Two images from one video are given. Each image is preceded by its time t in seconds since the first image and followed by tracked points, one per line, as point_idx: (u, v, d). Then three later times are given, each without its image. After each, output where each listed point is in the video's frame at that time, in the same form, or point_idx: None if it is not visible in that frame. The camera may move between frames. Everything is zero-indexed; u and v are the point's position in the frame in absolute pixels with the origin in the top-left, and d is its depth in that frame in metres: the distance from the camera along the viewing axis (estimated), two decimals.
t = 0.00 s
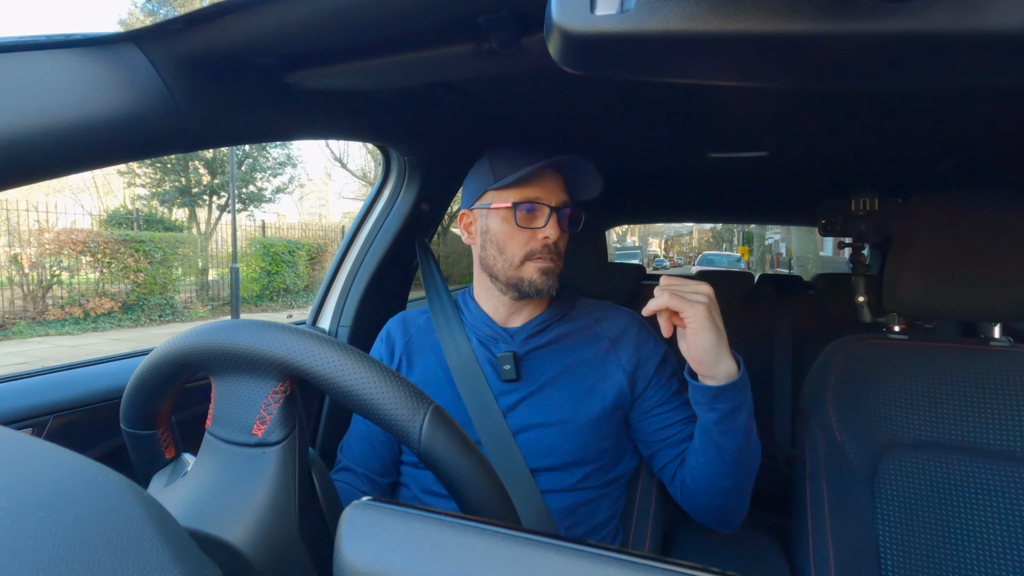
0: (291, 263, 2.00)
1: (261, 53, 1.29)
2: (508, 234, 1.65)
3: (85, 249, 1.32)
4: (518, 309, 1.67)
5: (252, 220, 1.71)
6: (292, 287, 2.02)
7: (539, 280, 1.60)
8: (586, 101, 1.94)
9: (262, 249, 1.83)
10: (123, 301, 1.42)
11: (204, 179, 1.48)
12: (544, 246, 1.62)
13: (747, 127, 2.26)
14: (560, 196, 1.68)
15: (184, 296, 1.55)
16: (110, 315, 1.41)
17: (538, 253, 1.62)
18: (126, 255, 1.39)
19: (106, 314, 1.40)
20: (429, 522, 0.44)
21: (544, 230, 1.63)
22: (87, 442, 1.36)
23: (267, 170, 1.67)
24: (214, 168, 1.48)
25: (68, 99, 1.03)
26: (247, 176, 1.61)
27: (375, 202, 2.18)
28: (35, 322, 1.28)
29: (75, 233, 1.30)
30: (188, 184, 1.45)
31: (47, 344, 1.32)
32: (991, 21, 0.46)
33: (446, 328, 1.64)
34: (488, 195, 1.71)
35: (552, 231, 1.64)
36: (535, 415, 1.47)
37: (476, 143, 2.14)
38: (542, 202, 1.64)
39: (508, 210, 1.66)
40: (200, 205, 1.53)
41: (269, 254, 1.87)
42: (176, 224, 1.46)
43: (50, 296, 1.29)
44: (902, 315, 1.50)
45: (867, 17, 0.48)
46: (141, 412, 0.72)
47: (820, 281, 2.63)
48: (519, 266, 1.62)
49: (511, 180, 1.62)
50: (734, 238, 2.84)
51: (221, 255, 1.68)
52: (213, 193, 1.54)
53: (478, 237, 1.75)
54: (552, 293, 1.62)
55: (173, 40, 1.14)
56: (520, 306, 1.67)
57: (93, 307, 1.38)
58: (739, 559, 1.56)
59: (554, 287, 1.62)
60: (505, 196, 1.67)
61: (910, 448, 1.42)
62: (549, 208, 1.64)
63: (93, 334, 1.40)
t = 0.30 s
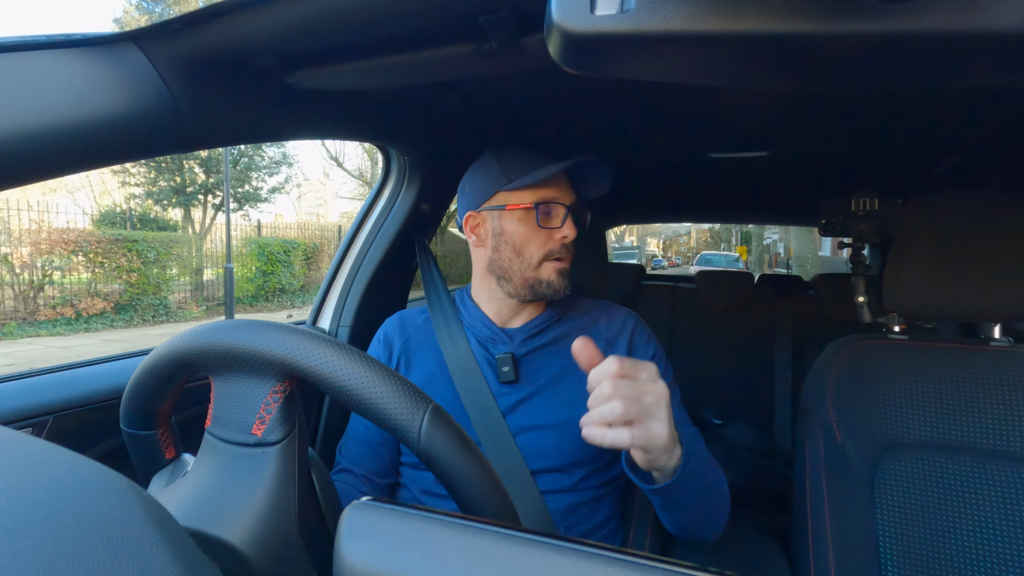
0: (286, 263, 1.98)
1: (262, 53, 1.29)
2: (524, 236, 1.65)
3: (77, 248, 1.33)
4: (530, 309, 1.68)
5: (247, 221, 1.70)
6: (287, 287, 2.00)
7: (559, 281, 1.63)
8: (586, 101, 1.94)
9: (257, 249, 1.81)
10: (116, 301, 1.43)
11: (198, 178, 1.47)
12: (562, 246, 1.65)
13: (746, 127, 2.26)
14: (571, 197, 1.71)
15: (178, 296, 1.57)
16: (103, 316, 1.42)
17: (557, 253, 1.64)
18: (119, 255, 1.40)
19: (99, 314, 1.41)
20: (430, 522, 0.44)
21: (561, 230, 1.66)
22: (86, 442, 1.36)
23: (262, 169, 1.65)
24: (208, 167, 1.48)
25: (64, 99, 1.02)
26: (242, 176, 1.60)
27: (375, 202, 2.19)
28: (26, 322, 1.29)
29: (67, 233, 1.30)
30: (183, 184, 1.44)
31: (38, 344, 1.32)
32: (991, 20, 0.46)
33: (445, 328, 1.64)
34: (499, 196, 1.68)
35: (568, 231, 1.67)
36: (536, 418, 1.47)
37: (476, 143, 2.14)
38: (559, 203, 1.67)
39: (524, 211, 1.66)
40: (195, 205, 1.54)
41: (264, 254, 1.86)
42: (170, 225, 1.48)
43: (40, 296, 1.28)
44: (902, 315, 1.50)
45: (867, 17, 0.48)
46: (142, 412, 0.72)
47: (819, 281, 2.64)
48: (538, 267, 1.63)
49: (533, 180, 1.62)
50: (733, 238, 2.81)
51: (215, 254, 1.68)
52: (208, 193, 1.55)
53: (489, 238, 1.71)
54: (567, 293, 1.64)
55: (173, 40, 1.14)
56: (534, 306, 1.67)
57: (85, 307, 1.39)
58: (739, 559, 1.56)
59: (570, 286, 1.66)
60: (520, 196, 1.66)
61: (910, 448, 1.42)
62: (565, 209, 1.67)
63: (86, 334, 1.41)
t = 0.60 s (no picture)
0: (281, 263, 2.00)
1: (262, 53, 1.29)
2: (549, 244, 1.65)
3: (68, 247, 1.34)
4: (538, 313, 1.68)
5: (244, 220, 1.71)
6: (283, 287, 2.02)
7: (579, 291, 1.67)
8: (587, 101, 1.94)
9: (252, 248, 1.85)
10: (108, 302, 1.46)
11: (193, 178, 1.46)
12: (581, 258, 1.69)
13: (746, 127, 2.26)
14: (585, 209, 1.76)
15: (171, 296, 1.59)
16: (94, 317, 1.44)
17: (577, 264, 1.68)
18: (111, 255, 1.42)
19: (91, 315, 1.44)
20: (429, 522, 0.44)
21: (581, 242, 1.70)
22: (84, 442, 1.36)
23: (258, 168, 1.64)
24: (202, 167, 1.45)
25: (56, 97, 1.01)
26: (235, 174, 1.57)
27: (375, 202, 2.20)
28: (15, 324, 1.31)
29: (58, 232, 1.31)
30: (177, 183, 1.43)
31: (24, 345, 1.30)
32: (992, 21, 0.46)
33: (442, 326, 1.64)
34: (527, 201, 1.65)
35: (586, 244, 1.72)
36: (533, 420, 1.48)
37: (476, 143, 2.14)
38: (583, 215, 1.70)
39: (552, 219, 1.66)
40: (190, 204, 1.52)
41: (259, 254, 1.89)
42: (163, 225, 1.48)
43: (30, 299, 1.31)
44: (902, 315, 1.50)
45: (867, 18, 0.48)
46: (142, 412, 0.72)
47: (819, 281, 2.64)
48: (561, 275, 1.65)
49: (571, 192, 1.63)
50: (731, 237, 2.87)
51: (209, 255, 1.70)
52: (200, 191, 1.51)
53: (511, 241, 1.67)
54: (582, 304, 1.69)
55: (173, 40, 1.14)
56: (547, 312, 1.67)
57: (76, 309, 1.41)
58: (738, 559, 1.56)
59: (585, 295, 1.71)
60: (548, 205, 1.66)
61: (910, 448, 1.42)
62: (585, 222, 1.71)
63: (77, 335, 1.44)
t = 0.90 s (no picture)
0: (277, 262, 1.97)
1: (262, 53, 1.28)
2: (536, 237, 1.65)
3: (59, 247, 1.31)
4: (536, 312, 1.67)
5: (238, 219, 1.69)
6: (277, 288, 2.01)
7: (569, 284, 1.64)
8: (587, 101, 1.94)
9: (246, 249, 1.81)
10: (100, 302, 1.44)
11: (187, 177, 1.45)
12: (571, 251, 1.67)
13: (746, 126, 2.26)
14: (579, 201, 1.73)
15: (165, 296, 1.60)
16: (87, 316, 1.42)
17: (567, 257, 1.66)
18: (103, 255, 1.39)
19: (83, 315, 1.42)
20: (428, 522, 0.44)
21: (570, 234, 1.68)
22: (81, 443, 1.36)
23: (254, 167, 1.64)
24: (198, 167, 1.45)
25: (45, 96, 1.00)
26: (232, 174, 1.58)
27: (375, 202, 2.20)
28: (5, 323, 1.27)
29: (49, 232, 1.28)
30: (172, 182, 1.42)
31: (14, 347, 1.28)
32: (991, 20, 0.46)
33: (444, 326, 1.64)
34: (511, 196, 1.67)
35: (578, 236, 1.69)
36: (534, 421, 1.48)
37: (476, 143, 2.15)
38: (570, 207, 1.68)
39: (537, 212, 1.66)
40: (184, 203, 1.51)
41: (254, 254, 1.86)
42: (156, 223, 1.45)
43: (23, 297, 1.26)
44: (902, 314, 1.50)
45: (867, 17, 0.48)
46: (142, 412, 0.72)
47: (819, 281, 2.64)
48: (549, 269, 1.63)
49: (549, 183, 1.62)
50: (728, 238, 2.88)
51: (203, 252, 1.67)
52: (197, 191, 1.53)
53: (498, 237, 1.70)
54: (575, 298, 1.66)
55: (172, 40, 1.14)
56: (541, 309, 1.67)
57: (67, 308, 1.36)
58: (739, 559, 1.56)
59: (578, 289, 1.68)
60: (533, 198, 1.65)
61: (910, 448, 1.42)
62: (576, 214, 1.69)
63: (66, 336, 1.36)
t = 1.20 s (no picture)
0: (272, 263, 1.95)
1: (262, 53, 1.28)
2: (523, 228, 1.67)
3: (49, 247, 1.27)
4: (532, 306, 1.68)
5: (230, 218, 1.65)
6: (272, 288, 1.96)
7: (557, 272, 1.64)
8: (586, 101, 1.95)
9: (241, 248, 1.80)
10: (91, 302, 1.38)
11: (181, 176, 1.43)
12: (561, 239, 1.67)
13: (746, 126, 2.26)
14: (570, 189, 1.73)
15: (158, 296, 1.55)
16: (78, 317, 1.36)
17: (555, 245, 1.66)
18: (95, 254, 1.36)
19: (73, 316, 1.35)
20: (429, 521, 0.44)
21: (559, 223, 1.68)
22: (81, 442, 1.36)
23: (249, 166, 1.61)
24: (192, 165, 1.41)
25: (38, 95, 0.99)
26: (225, 173, 1.53)
27: (376, 202, 2.20)
28: None
29: (38, 232, 1.25)
30: (166, 182, 1.40)
31: (7, 347, 1.26)
32: (991, 20, 0.46)
33: (446, 325, 1.64)
34: (500, 190, 1.70)
35: (567, 224, 1.69)
36: (536, 421, 1.49)
37: (476, 143, 2.15)
38: (557, 195, 1.68)
39: (523, 204, 1.67)
40: (178, 203, 1.46)
41: (249, 253, 1.84)
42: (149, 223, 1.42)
43: (12, 297, 1.23)
44: (902, 314, 1.49)
45: (868, 17, 0.48)
46: (142, 411, 0.72)
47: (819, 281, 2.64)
48: (538, 258, 1.65)
49: (529, 173, 1.64)
50: (727, 238, 2.87)
51: (196, 252, 1.64)
52: (190, 189, 1.46)
53: (489, 232, 1.74)
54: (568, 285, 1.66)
55: (173, 40, 1.14)
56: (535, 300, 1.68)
57: (58, 309, 1.31)
58: (739, 559, 1.56)
59: (569, 277, 1.67)
60: (519, 190, 1.68)
61: (910, 448, 1.42)
62: (564, 201, 1.68)
63: (58, 336, 1.33)
